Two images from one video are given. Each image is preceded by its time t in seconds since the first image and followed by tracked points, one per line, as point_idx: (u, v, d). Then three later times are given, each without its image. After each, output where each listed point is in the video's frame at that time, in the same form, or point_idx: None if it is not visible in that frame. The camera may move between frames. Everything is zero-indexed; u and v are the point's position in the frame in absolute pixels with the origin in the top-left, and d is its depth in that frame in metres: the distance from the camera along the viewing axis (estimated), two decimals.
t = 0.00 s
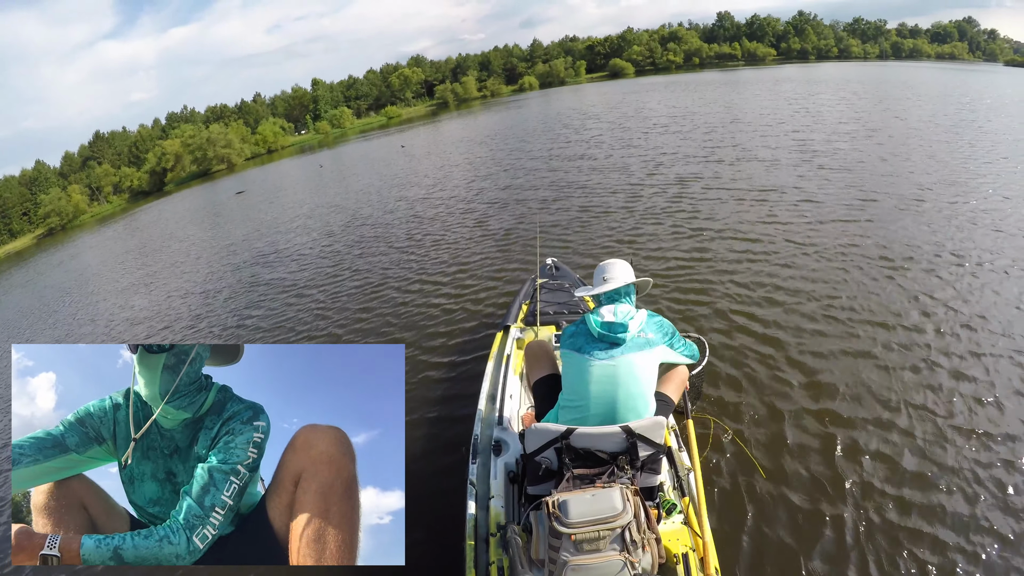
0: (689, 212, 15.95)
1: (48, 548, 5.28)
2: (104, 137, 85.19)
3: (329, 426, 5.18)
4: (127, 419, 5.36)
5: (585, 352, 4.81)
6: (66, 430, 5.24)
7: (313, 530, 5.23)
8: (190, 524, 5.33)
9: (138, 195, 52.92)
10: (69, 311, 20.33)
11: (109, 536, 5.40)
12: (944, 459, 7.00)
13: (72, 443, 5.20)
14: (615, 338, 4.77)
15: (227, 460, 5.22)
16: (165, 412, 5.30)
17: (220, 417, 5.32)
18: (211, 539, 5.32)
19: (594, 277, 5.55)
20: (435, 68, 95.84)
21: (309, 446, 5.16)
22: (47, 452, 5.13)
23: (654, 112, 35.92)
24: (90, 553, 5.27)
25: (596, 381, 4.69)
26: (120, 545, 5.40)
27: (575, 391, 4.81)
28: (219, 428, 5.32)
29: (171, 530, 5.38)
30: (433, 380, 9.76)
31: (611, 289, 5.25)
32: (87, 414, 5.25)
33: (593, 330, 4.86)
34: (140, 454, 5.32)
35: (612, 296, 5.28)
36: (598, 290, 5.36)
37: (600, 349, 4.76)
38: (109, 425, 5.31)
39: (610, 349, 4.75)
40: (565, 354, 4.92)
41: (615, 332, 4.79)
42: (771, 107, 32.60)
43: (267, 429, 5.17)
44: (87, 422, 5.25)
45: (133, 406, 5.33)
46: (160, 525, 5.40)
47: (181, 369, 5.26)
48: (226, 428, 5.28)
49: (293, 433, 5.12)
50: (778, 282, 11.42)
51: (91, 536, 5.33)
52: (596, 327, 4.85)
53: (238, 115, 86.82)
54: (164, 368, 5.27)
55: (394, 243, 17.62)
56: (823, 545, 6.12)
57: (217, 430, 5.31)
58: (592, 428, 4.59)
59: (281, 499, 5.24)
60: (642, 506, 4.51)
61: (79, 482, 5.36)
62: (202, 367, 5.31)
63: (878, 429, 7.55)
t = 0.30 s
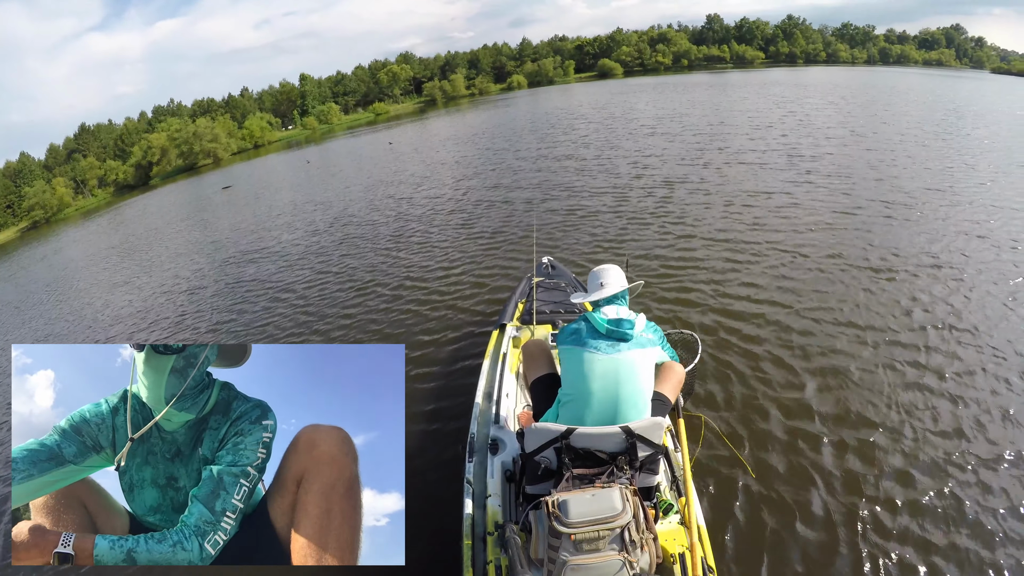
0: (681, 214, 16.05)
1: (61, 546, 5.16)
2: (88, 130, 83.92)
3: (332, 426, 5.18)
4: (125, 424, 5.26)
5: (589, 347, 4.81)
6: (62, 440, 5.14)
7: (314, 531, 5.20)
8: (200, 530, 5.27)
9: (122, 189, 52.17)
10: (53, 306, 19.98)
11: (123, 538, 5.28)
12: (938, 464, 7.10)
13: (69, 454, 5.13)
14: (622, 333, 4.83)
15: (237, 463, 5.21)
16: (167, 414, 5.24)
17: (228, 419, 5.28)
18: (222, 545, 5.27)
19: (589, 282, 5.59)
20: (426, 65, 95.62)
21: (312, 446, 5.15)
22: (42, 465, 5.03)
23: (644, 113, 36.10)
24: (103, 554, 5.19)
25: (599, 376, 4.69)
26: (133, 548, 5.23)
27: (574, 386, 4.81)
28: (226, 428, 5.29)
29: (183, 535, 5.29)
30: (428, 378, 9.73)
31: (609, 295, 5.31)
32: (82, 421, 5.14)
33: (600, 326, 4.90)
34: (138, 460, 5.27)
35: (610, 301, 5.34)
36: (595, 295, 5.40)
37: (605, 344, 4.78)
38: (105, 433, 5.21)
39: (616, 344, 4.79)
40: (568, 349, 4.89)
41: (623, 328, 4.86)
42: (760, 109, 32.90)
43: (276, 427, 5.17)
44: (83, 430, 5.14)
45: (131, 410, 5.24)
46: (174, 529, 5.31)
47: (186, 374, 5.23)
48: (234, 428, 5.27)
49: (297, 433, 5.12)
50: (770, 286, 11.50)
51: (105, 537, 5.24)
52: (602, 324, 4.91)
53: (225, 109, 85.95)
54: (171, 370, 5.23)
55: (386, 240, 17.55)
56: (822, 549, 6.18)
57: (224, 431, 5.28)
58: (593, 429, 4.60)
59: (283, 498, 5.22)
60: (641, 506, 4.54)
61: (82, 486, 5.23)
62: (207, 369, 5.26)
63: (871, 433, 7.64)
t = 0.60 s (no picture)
0: (684, 213, 16.01)
1: (66, 545, 5.20)
2: (94, 143, 84.69)
3: (329, 425, 5.16)
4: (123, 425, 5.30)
5: (591, 345, 4.80)
6: (60, 444, 5.16)
7: (313, 533, 5.18)
8: (200, 528, 5.25)
9: (128, 201, 52.59)
10: (61, 318, 20.16)
11: (126, 538, 5.30)
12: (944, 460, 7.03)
13: (69, 457, 5.17)
14: (624, 332, 4.84)
15: (234, 461, 5.21)
16: (164, 414, 5.23)
17: (225, 416, 5.28)
18: (222, 543, 5.27)
19: (588, 284, 5.56)
20: (426, 71, 95.94)
21: (309, 446, 5.13)
22: (42, 469, 5.04)
23: (645, 112, 36.01)
24: (106, 553, 5.23)
25: (601, 373, 4.66)
26: (136, 547, 5.27)
27: (574, 384, 4.77)
28: (223, 426, 5.29)
29: (183, 533, 5.30)
30: (431, 382, 9.70)
31: (609, 295, 5.31)
32: (80, 425, 5.20)
33: (602, 324, 4.92)
34: (136, 460, 5.31)
35: (610, 302, 5.35)
36: (594, 296, 5.36)
37: (607, 341, 4.78)
38: (104, 436, 5.23)
39: (618, 342, 4.79)
40: (569, 348, 4.88)
41: (624, 327, 4.89)
42: (761, 106, 32.80)
43: (272, 425, 5.15)
44: (81, 433, 5.20)
45: (127, 410, 5.29)
46: (175, 528, 5.33)
47: (183, 375, 5.22)
48: (231, 427, 5.26)
49: (294, 433, 5.11)
50: (771, 283, 11.42)
51: (109, 536, 5.28)
52: (604, 322, 4.93)
53: (227, 119, 86.47)
54: (168, 371, 5.22)
55: (388, 246, 17.57)
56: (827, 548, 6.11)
57: (222, 429, 5.28)
58: (592, 428, 4.56)
59: (281, 498, 5.20)
60: (642, 506, 4.49)
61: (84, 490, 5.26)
62: (204, 369, 5.27)
63: (876, 429, 7.57)
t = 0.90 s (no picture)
0: (683, 213, 16.05)
1: (66, 547, 5.19)
2: (90, 140, 84.35)
3: (328, 425, 5.15)
4: (122, 426, 5.28)
5: (592, 345, 4.78)
6: (61, 446, 5.17)
7: (312, 532, 5.18)
8: (200, 529, 5.26)
9: (124, 198, 52.44)
10: (57, 315, 20.09)
11: (127, 538, 5.29)
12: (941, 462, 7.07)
13: (69, 459, 5.16)
14: (627, 332, 4.81)
15: (234, 461, 5.20)
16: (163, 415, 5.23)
17: (224, 416, 5.25)
18: (223, 543, 5.29)
19: (592, 282, 5.54)
20: (423, 69, 95.85)
21: (309, 446, 5.12)
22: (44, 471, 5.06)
23: (643, 112, 36.03)
24: (107, 555, 5.23)
25: (602, 373, 4.66)
26: (137, 548, 5.25)
27: (576, 384, 4.78)
28: (222, 426, 5.26)
29: (183, 533, 5.29)
30: (430, 382, 9.69)
31: (613, 295, 5.29)
32: (79, 427, 5.16)
33: (604, 324, 4.89)
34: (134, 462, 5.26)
35: (613, 301, 5.32)
36: (600, 294, 5.35)
37: (609, 342, 4.76)
38: (104, 436, 5.22)
39: (620, 342, 4.77)
40: (570, 347, 4.87)
41: (627, 328, 4.86)
42: (759, 106, 32.89)
43: (271, 425, 5.14)
44: (81, 435, 5.16)
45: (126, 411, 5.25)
46: (175, 528, 5.30)
47: (182, 374, 5.18)
48: (230, 427, 5.23)
49: (293, 433, 5.10)
50: (769, 286, 11.39)
51: (110, 538, 5.27)
52: (607, 323, 4.89)
53: (225, 117, 86.23)
54: (167, 371, 5.18)
55: (386, 245, 17.52)
56: (824, 548, 6.15)
57: (221, 429, 5.25)
58: (592, 429, 4.57)
59: (280, 498, 5.20)
60: (642, 506, 4.50)
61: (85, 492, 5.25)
62: (203, 369, 5.25)
63: (875, 430, 7.60)
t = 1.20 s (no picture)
0: (684, 213, 16.03)
1: (67, 548, 5.20)
2: (92, 142, 84.53)
3: (329, 425, 5.15)
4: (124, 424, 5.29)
5: (591, 346, 4.78)
6: (64, 445, 5.16)
7: (312, 532, 5.19)
8: (201, 529, 5.27)
9: (126, 200, 52.54)
10: (59, 316, 20.12)
11: (127, 539, 5.29)
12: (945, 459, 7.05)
13: (73, 457, 5.16)
14: (626, 333, 4.81)
15: (235, 463, 5.20)
16: (166, 413, 5.25)
17: (226, 417, 5.26)
18: (223, 543, 5.29)
19: (591, 283, 5.55)
20: (424, 69, 95.95)
21: (309, 446, 5.12)
22: (48, 470, 5.07)
23: (644, 112, 35.98)
24: (107, 555, 5.24)
25: (602, 373, 4.67)
26: (137, 549, 5.29)
27: (575, 384, 4.78)
28: (224, 427, 5.27)
29: (183, 533, 5.30)
30: (430, 382, 9.68)
31: (611, 295, 5.29)
32: (83, 426, 5.18)
33: (603, 325, 4.88)
34: (137, 461, 5.28)
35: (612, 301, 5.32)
36: (599, 294, 5.36)
37: (608, 343, 4.76)
38: (106, 434, 5.23)
39: (619, 343, 4.77)
40: (569, 349, 4.87)
41: (626, 328, 4.84)
42: (760, 106, 32.85)
43: (273, 427, 5.13)
44: (83, 434, 5.18)
45: (129, 410, 5.27)
46: (175, 529, 5.31)
47: (185, 374, 5.21)
48: (231, 428, 5.24)
49: (294, 432, 5.10)
50: (769, 288, 11.27)
51: (110, 539, 5.27)
52: (606, 323, 4.88)
53: (226, 118, 86.34)
54: (170, 370, 5.21)
55: (387, 245, 17.53)
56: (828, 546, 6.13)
57: (223, 430, 5.27)
58: (592, 428, 4.57)
59: (280, 499, 5.19)
60: (642, 506, 4.50)
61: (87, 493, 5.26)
62: (206, 370, 5.27)
63: (877, 428, 7.59)
